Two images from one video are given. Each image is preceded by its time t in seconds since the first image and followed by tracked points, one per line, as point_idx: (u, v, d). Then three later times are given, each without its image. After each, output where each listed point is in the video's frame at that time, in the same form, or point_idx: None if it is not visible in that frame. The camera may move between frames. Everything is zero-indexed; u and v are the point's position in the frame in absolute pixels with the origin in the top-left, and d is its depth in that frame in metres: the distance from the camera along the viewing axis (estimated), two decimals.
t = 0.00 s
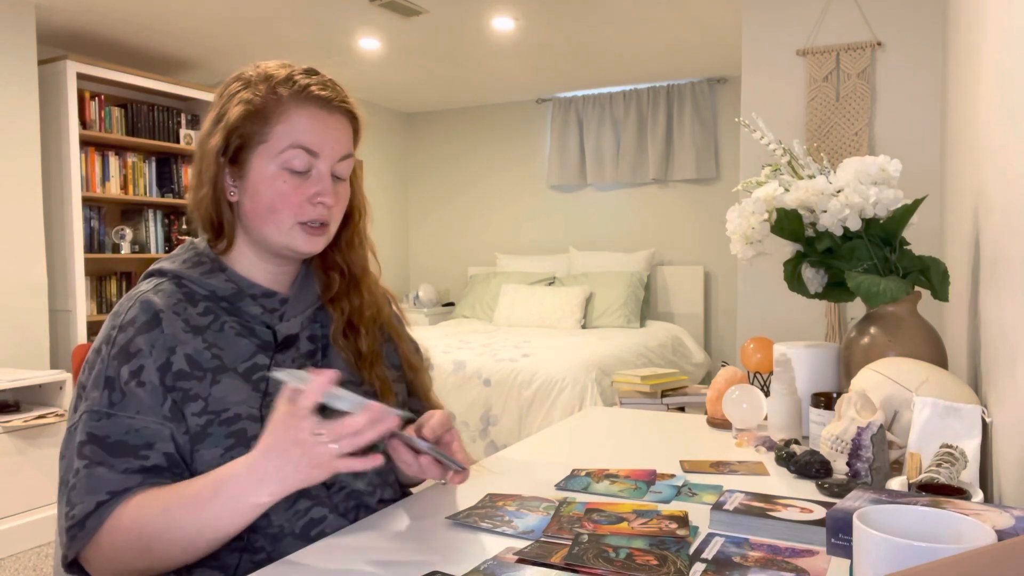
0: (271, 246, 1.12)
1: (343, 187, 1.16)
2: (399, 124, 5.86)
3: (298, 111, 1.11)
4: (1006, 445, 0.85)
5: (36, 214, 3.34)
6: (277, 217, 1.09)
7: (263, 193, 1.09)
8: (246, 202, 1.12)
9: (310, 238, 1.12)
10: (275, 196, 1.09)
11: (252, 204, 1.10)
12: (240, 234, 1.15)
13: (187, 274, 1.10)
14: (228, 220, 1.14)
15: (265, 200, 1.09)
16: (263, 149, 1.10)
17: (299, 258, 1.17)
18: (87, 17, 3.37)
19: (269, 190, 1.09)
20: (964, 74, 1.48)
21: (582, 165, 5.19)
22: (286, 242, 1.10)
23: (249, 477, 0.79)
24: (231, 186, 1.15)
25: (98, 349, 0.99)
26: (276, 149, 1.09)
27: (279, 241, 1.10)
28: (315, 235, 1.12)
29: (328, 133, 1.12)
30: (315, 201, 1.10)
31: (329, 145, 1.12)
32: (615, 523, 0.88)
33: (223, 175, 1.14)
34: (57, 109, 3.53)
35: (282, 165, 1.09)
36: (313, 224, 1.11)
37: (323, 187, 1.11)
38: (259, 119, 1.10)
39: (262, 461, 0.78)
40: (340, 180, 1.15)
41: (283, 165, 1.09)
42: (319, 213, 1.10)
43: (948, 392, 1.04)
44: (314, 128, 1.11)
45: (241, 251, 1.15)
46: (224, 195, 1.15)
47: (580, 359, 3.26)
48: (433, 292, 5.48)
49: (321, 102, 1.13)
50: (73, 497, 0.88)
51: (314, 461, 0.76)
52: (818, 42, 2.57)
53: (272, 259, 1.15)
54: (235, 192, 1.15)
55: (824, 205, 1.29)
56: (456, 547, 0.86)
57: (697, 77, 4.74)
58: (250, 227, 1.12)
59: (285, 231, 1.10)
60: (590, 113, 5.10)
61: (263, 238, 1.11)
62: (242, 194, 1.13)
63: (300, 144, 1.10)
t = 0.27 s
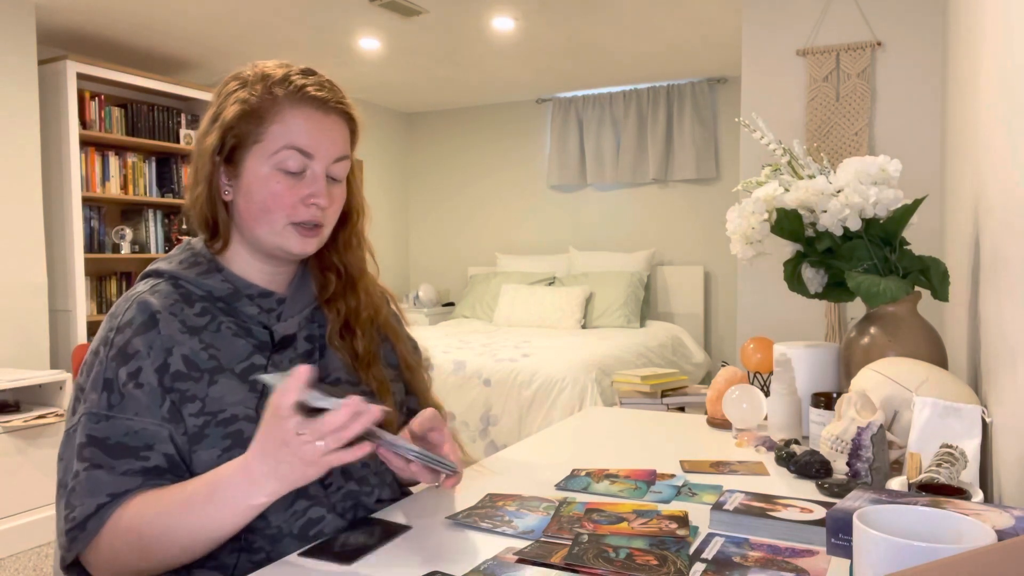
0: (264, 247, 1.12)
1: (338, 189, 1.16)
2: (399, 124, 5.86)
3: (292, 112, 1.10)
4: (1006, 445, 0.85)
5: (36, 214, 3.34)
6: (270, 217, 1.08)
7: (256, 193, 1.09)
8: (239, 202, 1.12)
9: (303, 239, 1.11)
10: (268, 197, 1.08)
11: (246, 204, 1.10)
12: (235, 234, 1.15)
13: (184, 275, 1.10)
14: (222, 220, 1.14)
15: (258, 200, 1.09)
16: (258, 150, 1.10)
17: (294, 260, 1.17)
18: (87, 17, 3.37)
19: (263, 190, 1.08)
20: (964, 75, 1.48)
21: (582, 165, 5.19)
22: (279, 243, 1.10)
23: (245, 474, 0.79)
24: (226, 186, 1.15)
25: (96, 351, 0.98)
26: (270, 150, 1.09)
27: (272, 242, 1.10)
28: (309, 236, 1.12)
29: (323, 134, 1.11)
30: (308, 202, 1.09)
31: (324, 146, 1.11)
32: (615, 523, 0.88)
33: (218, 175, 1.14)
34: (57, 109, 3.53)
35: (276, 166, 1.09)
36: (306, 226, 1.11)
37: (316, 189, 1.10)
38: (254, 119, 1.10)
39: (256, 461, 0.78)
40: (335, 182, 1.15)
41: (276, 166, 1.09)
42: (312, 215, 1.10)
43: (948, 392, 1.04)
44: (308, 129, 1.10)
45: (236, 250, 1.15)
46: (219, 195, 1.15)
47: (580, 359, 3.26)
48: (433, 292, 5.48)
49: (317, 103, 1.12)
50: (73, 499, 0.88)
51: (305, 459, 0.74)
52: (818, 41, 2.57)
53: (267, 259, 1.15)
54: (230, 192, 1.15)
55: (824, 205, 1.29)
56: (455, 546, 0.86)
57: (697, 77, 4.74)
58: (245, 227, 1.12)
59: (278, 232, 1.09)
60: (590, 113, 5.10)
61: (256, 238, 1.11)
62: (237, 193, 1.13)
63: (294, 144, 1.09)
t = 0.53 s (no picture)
0: (257, 250, 1.12)
1: (334, 194, 1.15)
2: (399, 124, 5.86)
3: (289, 117, 1.10)
4: (1006, 445, 0.85)
5: (36, 214, 3.34)
6: (264, 221, 1.08)
7: (251, 197, 1.09)
8: (235, 204, 1.12)
9: (297, 243, 1.11)
10: (261, 200, 1.08)
11: (240, 207, 1.10)
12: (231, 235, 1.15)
13: (182, 274, 1.10)
14: (219, 221, 1.14)
15: (252, 203, 1.09)
16: (253, 153, 1.10)
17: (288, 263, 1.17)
18: (87, 17, 3.37)
19: (257, 194, 1.08)
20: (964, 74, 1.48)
21: (582, 165, 5.19)
22: (273, 246, 1.10)
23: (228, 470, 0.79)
24: (221, 186, 1.15)
25: (93, 351, 0.98)
26: (265, 154, 1.09)
27: (266, 245, 1.10)
28: (302, 241, 1.11)
29: (320, 140, 1.11)
30: (302, 208, 1.09)
31: (320, 152, 1.11)
32: (615, 523, 0.88)
33: (214, 175, 1.14)
34: (57, 110, 3.53)
35: (271, 170, 1.08)
36: (299, 230, 1.10)
37: (310, 195, 1.09)
38: (251, 122, 1.10)
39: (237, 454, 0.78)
40: (331, 187, 1.14)
41: (272, 170, 1.08)
42: (306, 220, 1.10)
43: (948, 392, 1.04)
44: (305, 134, 1.10)
45: (232, 251, 1.15)
46: (215, 195, 1.15)
47: (580, 359, 3.25)
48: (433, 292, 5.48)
49: (315, 108, 1.12)
50: (70, 497, 0.88)
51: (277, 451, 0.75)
52: (818, 41, 2.57)
53: (263, 261, 1.15)
54: (226, 193, 1.15)
55: (824, 205, 1.29)
56: (456, 547, 0.86)
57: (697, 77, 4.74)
58: (239, 229, 1.12)
59: (270, 236, 1.09)
60: (590, 113, 5.10)
61: (249, 241, 1.11)
62: (233, 194, 1.13)
63: (290, 150, 1.09)
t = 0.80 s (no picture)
0: (255, 251, 1.12)
1: (332, 196, 1.15)
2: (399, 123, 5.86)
3: (288, 119, 1.09)
4: (1006, 445, 0.85)
5: (35, 214, 3.34)
6: (262, 223, 1.08)
7: (249, 199, 1.09)
8: (233, 205, 1.12)
9: (295, 245, 1.11)
10: (259, 202, 1.08)
11: (238, 208, 1.10)
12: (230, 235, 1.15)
13: (181, 274, 1.10)
14: (217, 222, 1.15)
15: (250, 205, 1.09)
16: (251, 155, 1.09)
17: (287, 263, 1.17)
18: (87, 17, 3.37)
19: (255, 196, 1.08)
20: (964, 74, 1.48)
21: (582, 165, 5.19)
22: (271, 248, 1.10)
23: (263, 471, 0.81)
24: (220, 187, 1.15)
25: (92, 348, 0.98)
26: (263, 156, 1.09)
27: (263, 247, 1.10)
28: (300, 242, 1.11)
29: (319, 141, 1.10)
30: (300, 210, 1.09)
31: (319, 154, 1.10)
32: (615, 523, 0.88)
33: (213, 176, 1.14)
34: (57, 110, 3.53)
35: (269, 172, 1.08)
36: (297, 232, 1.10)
37: (308, 197, 1.09)
38: (250, 123, 1.10)
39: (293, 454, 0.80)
40: (329, 189, 1.14)
41: (270, 172, 1.08)
42: (304, 222, 1.09)
43: (948, 392, 1.04)
44: (304, 136, 1.09)
45: (231, 251, 1.15)
46: (214, 195, 1.15)
47: (580, 359, 3.25)
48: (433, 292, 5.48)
49: (315, 109, 1.11)
50: (74, 494, 0.87)
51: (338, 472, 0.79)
52: (818, 41, 2.57)
53: (262, 262, 1.15)
54: (224, 193, 1.15)
55: (824, 205, 1.29)
56: (455, 546, 0.86)
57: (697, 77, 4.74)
58: (237, 230, 1.12)
59: (268, 237, 1.09)
60: (590, 113, 5.10)
61: (247, 242, 1.11)
62: (231, 196, 1.13)
63: (288, 152, 1.08)
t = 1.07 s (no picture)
0: (263, 252, 1.12)
1: (341, 198, 1.15)
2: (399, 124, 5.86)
3: (299, 121, 1.10)
4: (1006, 445, 0.85)
5: (36, 214, 3.34)
6: (270, 223, 1.08)
7: (257, 200, 1.09)
8: (241, 206, 1.12)
9: (302, 247, 1.11)
10: (268, 203, 1.08)
11: (247, 209, 1.10)
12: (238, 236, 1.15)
13: (186, 274, 1.10)
14: (226, 222, 1.15)
15: (259, 206, 1.08)
16: (261, 156, 1.09)
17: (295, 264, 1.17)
18: (87, 17, 3.37)
19: (264, 197, 1.08)
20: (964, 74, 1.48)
21: (582, 165, 5.19)
22: (279, 248, 1.10)
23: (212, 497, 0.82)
24: (229, 187, 1.15)
25: (81, 344, 0.97)
26: (273, 157, 1.09)
27: (271, 248, 1.10)
28: (308, 245, 1.11)
29: (329, 144, 1.11)
30: (308, 212, 1.09)
31: (328, 157, 1.11)
32: (615, 523, 0.88)
33: (222, 176, 1.14)
34: (56, 110, 3.53)
35: (279, 174, 1.08)
36: (305, 234, 1.10)
37: (317, 199, 1.09)
38: (261, 124, 1.10)
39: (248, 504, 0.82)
40: (338, 191, 1.14)
41: (279, 174, 1.08)
42: (312, 224, 1.09)
43: (948, 392, 1.04)
44: (314, 138, 1.10)
45: (238, 252, 1.15)
46: (223, 195, 1.15)
47: (580, 359, 3.25)
48: (433, 292, 5.48)
49: (325, 112, 1.12)
50: (15, 477, 0.86)
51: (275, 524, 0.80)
52: (818, 41, 2.57)
53: (268, 264, 1.15)
54: (233, 194, 1.15)
55: (824, 205, 1.29)
56: (456, 546, 0.86)
57: (697, 77, 4.74)
58: (245, 231, 1.12)
59: (276, 238, 1.09)
60: (590, 113, 5.10)
61: (256, 243, 1.11)
62: (240, 196, 1.13)
63: (298, 154, 1.09)
